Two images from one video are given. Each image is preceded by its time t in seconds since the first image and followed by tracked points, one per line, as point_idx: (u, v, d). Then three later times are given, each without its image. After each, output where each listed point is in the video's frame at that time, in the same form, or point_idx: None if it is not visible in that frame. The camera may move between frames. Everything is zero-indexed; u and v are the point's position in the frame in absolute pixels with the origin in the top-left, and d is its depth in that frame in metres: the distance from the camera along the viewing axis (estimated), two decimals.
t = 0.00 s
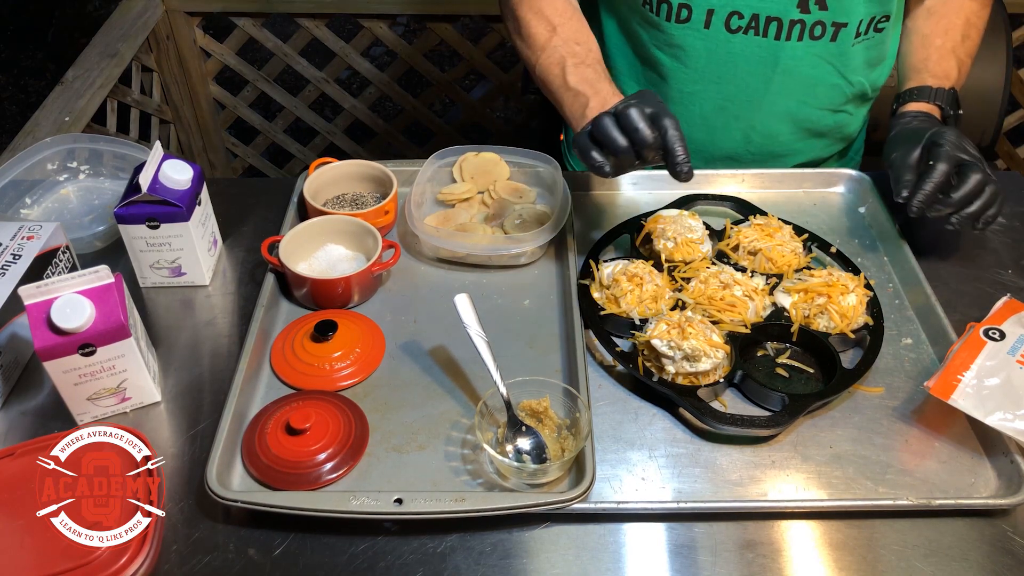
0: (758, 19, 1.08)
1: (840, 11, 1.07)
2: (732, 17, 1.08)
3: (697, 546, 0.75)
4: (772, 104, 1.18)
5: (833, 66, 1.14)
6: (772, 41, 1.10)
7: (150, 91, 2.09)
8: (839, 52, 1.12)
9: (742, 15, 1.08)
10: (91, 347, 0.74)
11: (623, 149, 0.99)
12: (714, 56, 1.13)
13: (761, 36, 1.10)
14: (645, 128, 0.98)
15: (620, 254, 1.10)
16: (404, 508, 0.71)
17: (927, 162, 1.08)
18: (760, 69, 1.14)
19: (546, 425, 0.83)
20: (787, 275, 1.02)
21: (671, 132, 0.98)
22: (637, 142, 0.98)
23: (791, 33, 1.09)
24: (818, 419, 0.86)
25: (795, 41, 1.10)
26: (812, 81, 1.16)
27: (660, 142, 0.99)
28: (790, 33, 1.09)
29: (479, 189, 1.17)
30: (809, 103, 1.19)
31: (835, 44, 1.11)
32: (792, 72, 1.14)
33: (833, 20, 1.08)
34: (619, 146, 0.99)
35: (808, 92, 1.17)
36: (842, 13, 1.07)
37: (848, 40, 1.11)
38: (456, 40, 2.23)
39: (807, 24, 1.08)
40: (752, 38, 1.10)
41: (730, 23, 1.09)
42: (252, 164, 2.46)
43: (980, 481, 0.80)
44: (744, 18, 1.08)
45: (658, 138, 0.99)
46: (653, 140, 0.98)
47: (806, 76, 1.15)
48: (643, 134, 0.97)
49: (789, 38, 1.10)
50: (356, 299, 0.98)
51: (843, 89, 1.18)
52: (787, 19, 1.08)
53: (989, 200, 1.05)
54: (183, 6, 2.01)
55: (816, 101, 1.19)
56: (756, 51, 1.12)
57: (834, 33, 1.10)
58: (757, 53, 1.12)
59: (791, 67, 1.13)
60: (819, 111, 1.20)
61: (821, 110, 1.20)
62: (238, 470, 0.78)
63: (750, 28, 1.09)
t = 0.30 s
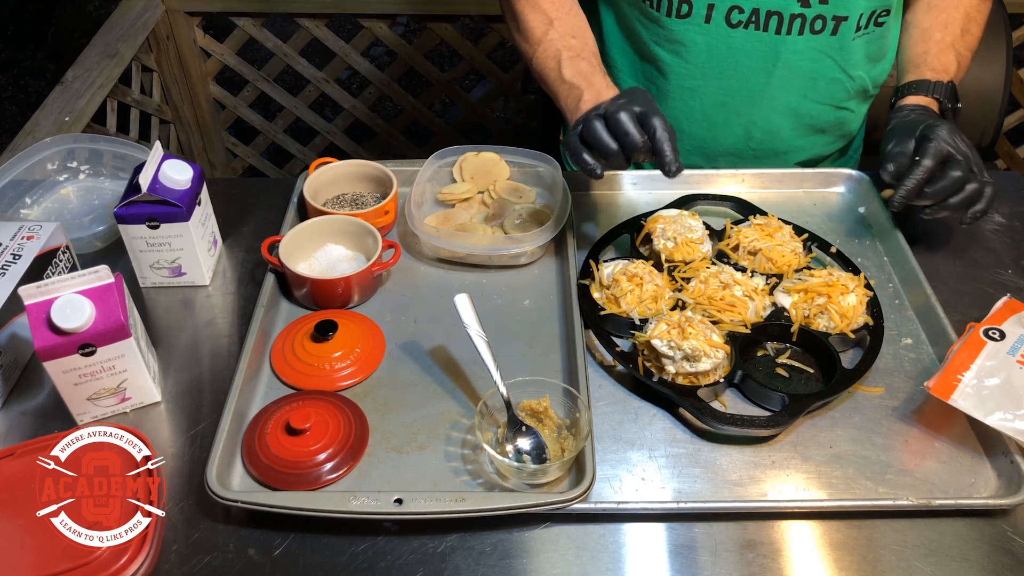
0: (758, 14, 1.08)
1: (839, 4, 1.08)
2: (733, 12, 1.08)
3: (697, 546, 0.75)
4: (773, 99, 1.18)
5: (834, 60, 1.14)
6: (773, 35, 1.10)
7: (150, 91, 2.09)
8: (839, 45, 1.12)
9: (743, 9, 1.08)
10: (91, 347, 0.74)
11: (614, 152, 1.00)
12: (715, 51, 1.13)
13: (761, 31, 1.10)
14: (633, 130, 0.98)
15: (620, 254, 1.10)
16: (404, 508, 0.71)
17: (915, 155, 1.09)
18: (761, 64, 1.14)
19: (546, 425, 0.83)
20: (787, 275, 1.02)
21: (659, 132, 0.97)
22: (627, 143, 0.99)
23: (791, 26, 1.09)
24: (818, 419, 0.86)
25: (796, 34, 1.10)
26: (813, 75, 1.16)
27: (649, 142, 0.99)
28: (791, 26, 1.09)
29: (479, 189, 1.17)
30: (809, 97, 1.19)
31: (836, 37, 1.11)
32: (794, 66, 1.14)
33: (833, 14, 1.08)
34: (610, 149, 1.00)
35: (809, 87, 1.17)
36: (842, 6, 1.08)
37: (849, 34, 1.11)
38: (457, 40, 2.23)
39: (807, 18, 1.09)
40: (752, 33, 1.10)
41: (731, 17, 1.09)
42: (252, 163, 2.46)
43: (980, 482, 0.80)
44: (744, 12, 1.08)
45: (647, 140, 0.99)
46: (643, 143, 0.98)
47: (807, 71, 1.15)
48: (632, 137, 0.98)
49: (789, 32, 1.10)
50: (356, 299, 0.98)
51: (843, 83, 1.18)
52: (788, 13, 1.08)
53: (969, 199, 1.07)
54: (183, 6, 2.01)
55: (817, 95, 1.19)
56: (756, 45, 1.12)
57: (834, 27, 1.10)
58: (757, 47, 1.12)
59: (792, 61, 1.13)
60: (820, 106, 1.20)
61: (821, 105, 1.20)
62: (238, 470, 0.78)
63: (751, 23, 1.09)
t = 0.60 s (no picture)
0: (744, 13, 1.08)
1: (824, 4, 1.07)
2: (720, 9, 1.08)
3: (697, 546, 0.75)
4: (758, 97, 1.19)
5: (818, 59, 1.14)
6: (759, 35, 1.10)
7: (150, 91, 2.09)
8: (823, 45, 1.12)
9: (730, 8, 1.08)
10: (91, 347, 0.74)
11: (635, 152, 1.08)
12: (701, 49, 1.13)
13: (748, 30, 1.10)
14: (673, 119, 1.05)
15: (620, 254, 1.10)
16: (403, 508, 0.71)
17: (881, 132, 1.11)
18: (746, 62, 1.14)
19: (546, 425, 0.83)
20: (787, 275, 1.02)
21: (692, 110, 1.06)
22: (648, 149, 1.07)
23: (777, 26, 1.09)
24: (818, 419, 0.86)
25: (781, 33, 1.10)
26: (797, 74, 1.15)
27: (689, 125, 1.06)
28: (776, 26, 1.09)
29: (479, 189, 1.17)
30: (793, 96, 1.19)
31: (820, 37, 1.11)
32: (778, 65, 1.14)
33: (818, 13, 1.08)
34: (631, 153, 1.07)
35: (795, 85, 1.17)
36: (826, 6, 1.07)
37: (833, 33, 1.10)
38: (457, 40, 2.23)
39: (793, 17, 1.08)
40: (738, 32, 1.11)
41: (718, 15, 1.09)
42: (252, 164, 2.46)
43: (980, 482, 0.81)
44: (730, 12, 1.08)
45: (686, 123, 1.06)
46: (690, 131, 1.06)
47: (791, 70, 1.15)
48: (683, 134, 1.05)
49: (775, 31, 1.10)
50: (356, 299, 0.98)
51: (826, 82, 1.18)
52: (773, 12, 1.08)
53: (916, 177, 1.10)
54: (183, 6, 2.01)
55: (801, 93, 1.19)
56: (742, 44, 1.12)
57: (819, 26, 1.09)
58: (743, 46, 1.12)
59: (777, 60, 1.13)
60: (803, 103, 1.20)
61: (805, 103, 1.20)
62: (238, 470, 0.78)
63: (738, 21, 1.09)
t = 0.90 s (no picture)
0: (724, 11, 1.09)
1: (803, 6, 1.08)
2: (699, 5, 1.09)
3: (697, 546, 0.75)
4: (738, 95, 1.17)
5: (796, 61, 1.14)
6: (737, 33, 1.11)
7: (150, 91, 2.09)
8: (804, 47, 1.13)
9: (709, 5, 1.09)
10: (91, 347, 0.74)
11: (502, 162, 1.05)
12: (681, 44, 1.13)
13: (727, 28, 1.11)
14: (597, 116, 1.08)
15: (620, 254, 1.10)
16: (403, 508, 0.71)
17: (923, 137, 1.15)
18: (725, 59, 1.14)
19: (546, 425, 0.83)
20: (787, 275, 1.02)
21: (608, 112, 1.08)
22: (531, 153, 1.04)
23: (755, 26, 1.10)
24: (818, 419, 0.86)
25: (760, 33, 1.11)
26: (777, 75, 1.15)
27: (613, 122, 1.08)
28: (755, 25, 1.10)
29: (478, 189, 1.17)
30: (772, 96, 1.18)
31: (800, 40, 1.11)
32: (757, 64, 1.14)
33: (797, 15, 1.09)
34: (512, 162, 1.02)
35: (773, 86, 1.16)
36: (806, 8, 1.08)
37: (812, 36, 1.11)
38: (457, 40, 2.23)
39: (772, 18, 1.09)
40: (717, 29, 1.11)
41: (697, 12, 1.10)
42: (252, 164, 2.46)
43: (980, 482, 0.81)
44: (710, 8, 1.09)
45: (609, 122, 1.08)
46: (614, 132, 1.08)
47: (770, 70, 1.15)
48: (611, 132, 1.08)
49: (753, 30, 1.10)
50: (356, 299, 0.98)
51: (807, 83, 1.18)
52: (751, 12, 1.09)
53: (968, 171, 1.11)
54: (183, 6, 2.01)
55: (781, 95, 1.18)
56: (721, 42, 1.12)
57: (798, 29, 1.10)
58: (722, 43, 1.12)
59: (755, 59, 1.13)
60: (784, 104, 1.20)
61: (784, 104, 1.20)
62: (238, 470, 0.78)
63: (716, 19, 1.10)
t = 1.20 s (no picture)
0: (686, 3, 1.08)
1: None
2: None
3: (697, 546, 0.75)
4: (702, 89, 1.18)
5: (761, 53, 1.14)
6: (700, 24, 1.10)
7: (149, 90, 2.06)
8: (767, 39, 1.12)
9: None
10: (91, 347, 0.74)
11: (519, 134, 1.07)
12: (644, 38, 1.13)
13: (689, 20, 1.10)
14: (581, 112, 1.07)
15: (620, 254, 1.10)
16: (403, 507, 0.71)
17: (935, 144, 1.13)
18: (688, 53, 1.14)
19: (546, 425, 0.83)
20: (787, 275, 1.02)
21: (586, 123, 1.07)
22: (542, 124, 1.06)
23: (717, 17, 1.10)
24: (818, 419, 0.86)
25: (722, 25, 1.11)
26: (742, 67, 1.15)
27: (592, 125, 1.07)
28: (717, 17, 1.10)
29: (479, 189, 1.17)
30: (738, 89, 1.18)
31: (763, 31, 1.11)
32: (718, 57, 1.14)
33: (759, 7, 1.08)
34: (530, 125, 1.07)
35: (738, 78, 1.17)
36: None
37: (776, 27, 1.11)
38: (457, 41, 2.23)
39: (733, 9, 1.09)
40: (679, 21, 1.10)
41: (660, 4, 1.09)
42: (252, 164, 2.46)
43: (979, 481, 0.81)
44: None
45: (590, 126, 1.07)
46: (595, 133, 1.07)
47: (734, 62, 1.15)
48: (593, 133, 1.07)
49: (716, 22, 1.10)
50: (356, 299, 0.98)
51: (772, 77, 1.17)
52: (711, 4, 1.08)
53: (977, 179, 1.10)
54: (183, 6, 2.01)
55: (748, 88, 1.18)
56: (684, 35, 1.12)
57: (761, 20, 1.10)
58: (685, 36, 1.12)
59: (718, 52, 1.13)
60: (751, 99, 1.20)
61: (751, 98, 1.20)
62: (238, 470, 0.78)
63: (679, 11, 1.09)
